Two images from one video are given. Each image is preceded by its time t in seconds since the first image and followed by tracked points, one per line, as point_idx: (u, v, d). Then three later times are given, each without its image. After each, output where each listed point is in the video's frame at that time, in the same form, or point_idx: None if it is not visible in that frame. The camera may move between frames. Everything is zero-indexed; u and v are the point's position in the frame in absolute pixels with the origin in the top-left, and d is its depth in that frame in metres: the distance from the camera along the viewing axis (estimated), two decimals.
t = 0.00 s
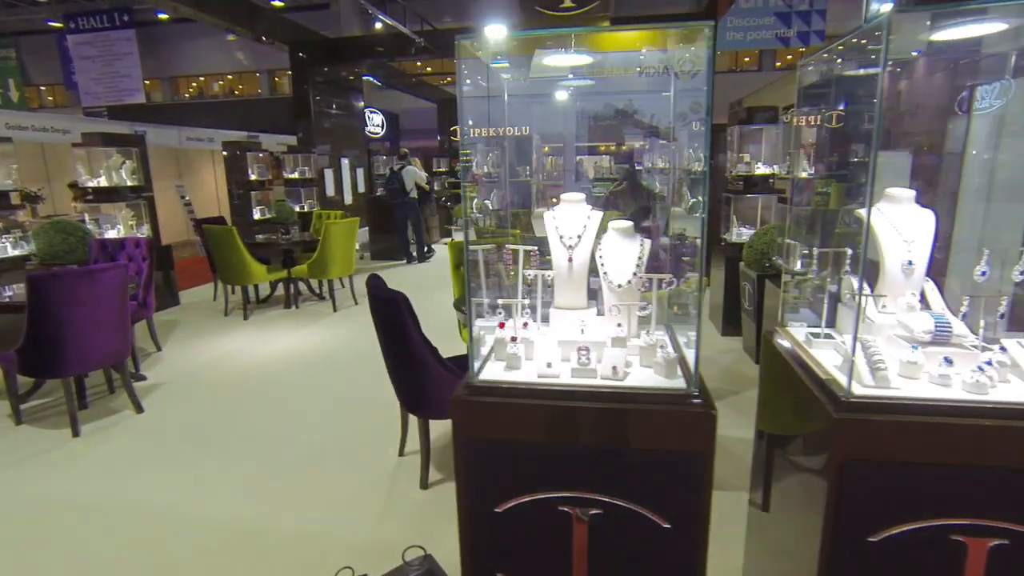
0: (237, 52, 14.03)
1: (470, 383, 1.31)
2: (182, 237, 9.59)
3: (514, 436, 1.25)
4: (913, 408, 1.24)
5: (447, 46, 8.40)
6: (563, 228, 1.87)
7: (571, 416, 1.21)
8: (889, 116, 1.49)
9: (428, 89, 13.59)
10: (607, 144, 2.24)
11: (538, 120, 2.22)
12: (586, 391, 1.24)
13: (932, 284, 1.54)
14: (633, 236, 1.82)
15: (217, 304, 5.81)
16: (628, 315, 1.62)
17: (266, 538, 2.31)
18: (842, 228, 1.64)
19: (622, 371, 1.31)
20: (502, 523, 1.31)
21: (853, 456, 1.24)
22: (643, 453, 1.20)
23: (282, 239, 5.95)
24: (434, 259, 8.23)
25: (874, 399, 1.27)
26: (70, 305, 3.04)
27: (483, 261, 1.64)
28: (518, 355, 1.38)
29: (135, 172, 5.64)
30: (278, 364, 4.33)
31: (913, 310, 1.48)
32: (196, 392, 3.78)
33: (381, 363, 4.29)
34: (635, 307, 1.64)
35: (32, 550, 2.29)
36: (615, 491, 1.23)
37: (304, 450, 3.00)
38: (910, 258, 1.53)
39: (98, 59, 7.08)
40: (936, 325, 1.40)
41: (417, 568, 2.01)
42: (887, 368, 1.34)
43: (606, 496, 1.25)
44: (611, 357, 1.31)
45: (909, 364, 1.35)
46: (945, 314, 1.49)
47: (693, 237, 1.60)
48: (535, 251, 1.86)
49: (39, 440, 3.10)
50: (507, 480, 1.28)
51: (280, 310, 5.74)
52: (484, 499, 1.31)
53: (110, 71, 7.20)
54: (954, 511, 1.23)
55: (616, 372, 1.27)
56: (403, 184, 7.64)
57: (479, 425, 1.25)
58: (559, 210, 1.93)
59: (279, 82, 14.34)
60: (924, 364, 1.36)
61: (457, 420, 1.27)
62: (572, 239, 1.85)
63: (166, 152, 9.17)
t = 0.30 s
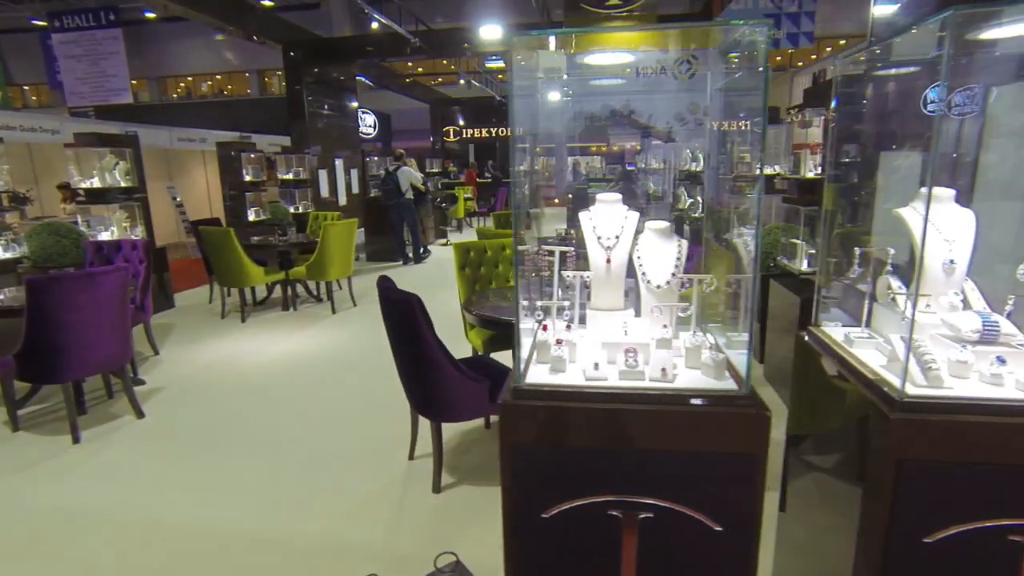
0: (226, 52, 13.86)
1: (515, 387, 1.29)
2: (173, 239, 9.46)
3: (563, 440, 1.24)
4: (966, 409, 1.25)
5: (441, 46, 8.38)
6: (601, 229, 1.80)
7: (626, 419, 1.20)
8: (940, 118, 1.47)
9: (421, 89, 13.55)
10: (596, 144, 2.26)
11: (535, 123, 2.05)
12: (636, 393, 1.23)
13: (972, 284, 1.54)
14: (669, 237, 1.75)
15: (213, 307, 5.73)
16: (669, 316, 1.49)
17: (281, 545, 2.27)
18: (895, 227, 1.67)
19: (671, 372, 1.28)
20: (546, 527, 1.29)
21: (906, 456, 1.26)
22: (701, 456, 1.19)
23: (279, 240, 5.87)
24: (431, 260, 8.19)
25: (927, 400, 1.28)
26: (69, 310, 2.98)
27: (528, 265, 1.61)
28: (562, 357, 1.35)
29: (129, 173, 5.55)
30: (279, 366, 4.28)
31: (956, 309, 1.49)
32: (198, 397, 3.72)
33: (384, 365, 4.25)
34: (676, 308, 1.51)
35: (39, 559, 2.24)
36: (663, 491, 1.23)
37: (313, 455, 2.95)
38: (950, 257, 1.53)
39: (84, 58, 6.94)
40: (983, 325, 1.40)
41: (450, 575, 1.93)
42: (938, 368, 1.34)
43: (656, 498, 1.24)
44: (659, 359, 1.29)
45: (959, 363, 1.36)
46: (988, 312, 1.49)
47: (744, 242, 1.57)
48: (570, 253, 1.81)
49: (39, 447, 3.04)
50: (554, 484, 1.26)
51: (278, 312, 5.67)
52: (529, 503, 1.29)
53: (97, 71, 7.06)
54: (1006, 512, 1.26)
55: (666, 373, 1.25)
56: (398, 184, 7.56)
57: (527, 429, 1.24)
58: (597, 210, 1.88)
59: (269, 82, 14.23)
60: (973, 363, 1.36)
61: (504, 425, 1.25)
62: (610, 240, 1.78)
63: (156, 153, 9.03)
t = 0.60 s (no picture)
0: (208, 51, 13.63)
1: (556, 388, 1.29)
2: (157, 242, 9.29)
3: (605, 440, 1.23)
4: (1005, 402, 1.29)
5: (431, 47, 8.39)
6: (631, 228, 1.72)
7: (672, 417, 1.20)
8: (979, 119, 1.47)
9: (408, 90, 13.50)
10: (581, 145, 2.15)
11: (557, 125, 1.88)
12: (678, 392, 1.23)
13: (998, 281, 1.57)
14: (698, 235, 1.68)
15: (203, 310, 5.64)
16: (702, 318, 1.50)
17: (296, 551, 2.23)
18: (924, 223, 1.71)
19: (710, 370, 1.29)
20: (584, 528, 1.28)
21: (946, 448, 1.29)
22: (747, 452, 1.21)
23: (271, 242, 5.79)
24: (422, 261, 8.16)
25: (967, 393, 1.31)
26: (60, 315, 2.89)
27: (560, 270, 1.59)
28: (602, 357, 1.35)
29: (115, 174, 5.44)
30: (275, 369, 4.24)
31: (983, 305, 1.52)
32: (194, 402, 3.65)
33: (383, 367, 4.22)
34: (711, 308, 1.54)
35: (37, 570, 2.17)
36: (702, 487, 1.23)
37: (318, 459, 2.91)
38: (976, 255, 1.57)
39: (60, 58, 6.71)
40: (1014, 320, 1.45)
41: None
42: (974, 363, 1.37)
43: (697, 495, 1.24)
44: (698, 358, 1.31)
45: (993, 359, 1.39)
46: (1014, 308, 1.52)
47: (773, 242, 1.60)
48: (602, 254, 1.74)
49: (31, 455, 2.96)
50: (595, 484, 1.26)
51: (270, 315, 5.60)
52: (567, 504, 1.28)
53: (73, 70, 6.83)
54: None
55: (708, 371, 1.26)
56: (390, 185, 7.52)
57: (569, 429, 1.23)
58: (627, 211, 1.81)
59: (253, 83, 14.13)
60: (1005, 357, 1.40)
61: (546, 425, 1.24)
62: (641, 239, 1.70)
63: (140, 154, 8.88)
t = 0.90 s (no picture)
0: (200, 52, 13.46)
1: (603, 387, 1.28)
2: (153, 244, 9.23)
3: (652, 439, 1.24)
4: None
5: (431, 48, 8.46)
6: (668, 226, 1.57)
7: (723, 414, 1.22)
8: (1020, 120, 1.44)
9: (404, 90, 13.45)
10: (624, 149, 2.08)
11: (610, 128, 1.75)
12: (725, 391, 1.24)
13: None
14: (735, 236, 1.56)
15: (203, 312, 5.61)
16: (741, 317, 1.44)
17: (314, 552, 2.22)
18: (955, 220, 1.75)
19: (756, 369, 1.30)
20: (626, 531, 1.28)
21: (991, 443, 1.32)
22: (796, 449, 1.22)
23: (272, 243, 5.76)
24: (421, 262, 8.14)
25: (1011, 389, 1.33)
26: (63, 317, 2.84)
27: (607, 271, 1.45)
28: (647, 356, 1.33)
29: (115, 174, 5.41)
30: (280, 371, 4.21)
31: (1019, 303, 1.53)
32: (198, 406, 3.61)
33: (388, 368, 4.21)
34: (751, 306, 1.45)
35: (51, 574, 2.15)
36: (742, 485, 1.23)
37: (331, 461, 2.89)
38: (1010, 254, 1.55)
39: (52, 57, 6.60)
40: None
41: None
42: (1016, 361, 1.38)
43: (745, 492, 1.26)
44: (743, 356, 1.31)
45: None
46: None
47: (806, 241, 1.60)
48: (639, 252, 1.58)
49: (37, 459, 2.93)
50: (640, 484, 1.26)
51: (271, 317, 5.56)
52: (613, 503, 1.28)
53: (64, 69, 6.72)
54: None
55: (755, 369, 1.27)
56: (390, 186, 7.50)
57: (618, 429, 1.23)
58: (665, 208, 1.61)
59: (247, 83, 14.11)
60: None
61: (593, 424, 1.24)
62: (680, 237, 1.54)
63: (135, 155, 8.82)
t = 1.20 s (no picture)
0: (178, 48, 13.18)
1: (635, 385, 1.28)
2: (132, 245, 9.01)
3: (684, 437, 1.24)
4: None
5: (419, 47, 8.44)
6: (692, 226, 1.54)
7: (756, 410, 1.23)
8: None
9: (388, 88, 13.31)
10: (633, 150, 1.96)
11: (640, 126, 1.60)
12: (756, 389, 1.25)
13: None
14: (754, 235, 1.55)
15: (189, 314, 5.49)
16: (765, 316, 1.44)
17: (320, 557, 2.18)
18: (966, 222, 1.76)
19: (785, 365, 1.31)
20: (652, 528, 1.29)
21: (1014, 435, 1.35)
22: (828, 443, 1.24)
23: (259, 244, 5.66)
24: (409, 261, 8.07)
25: None
26: (50, 322, 2.75)
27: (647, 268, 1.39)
28: (676, 354, 1.34)
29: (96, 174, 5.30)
30: (272, 373, 4.15)
31: None
32: (189, 410, 3.54)
33: (382, 369, 4.17)
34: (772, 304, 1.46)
35: None
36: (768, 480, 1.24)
37: (332, 465, 2.85)
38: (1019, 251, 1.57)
39: (20, 52, 6.53)
40: None
41: None
42: None
43: (777, 487, 1.27)
44: (771, 353, 1.32)
45: None
46: None
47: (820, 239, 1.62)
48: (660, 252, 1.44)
49: (24, 468, 2.83)
50: (670, 481, 1.27)
51: (259, 318, 5.47)
52: (645, 502, 1.29)
53: (33, 65, 6.62)
54: None
55: (785, 366, 1.29)
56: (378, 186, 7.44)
57: (651, 428, 1.24)
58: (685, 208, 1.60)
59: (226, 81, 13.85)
60: None
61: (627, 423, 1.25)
62: (701, 237, 1.53)
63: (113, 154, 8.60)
